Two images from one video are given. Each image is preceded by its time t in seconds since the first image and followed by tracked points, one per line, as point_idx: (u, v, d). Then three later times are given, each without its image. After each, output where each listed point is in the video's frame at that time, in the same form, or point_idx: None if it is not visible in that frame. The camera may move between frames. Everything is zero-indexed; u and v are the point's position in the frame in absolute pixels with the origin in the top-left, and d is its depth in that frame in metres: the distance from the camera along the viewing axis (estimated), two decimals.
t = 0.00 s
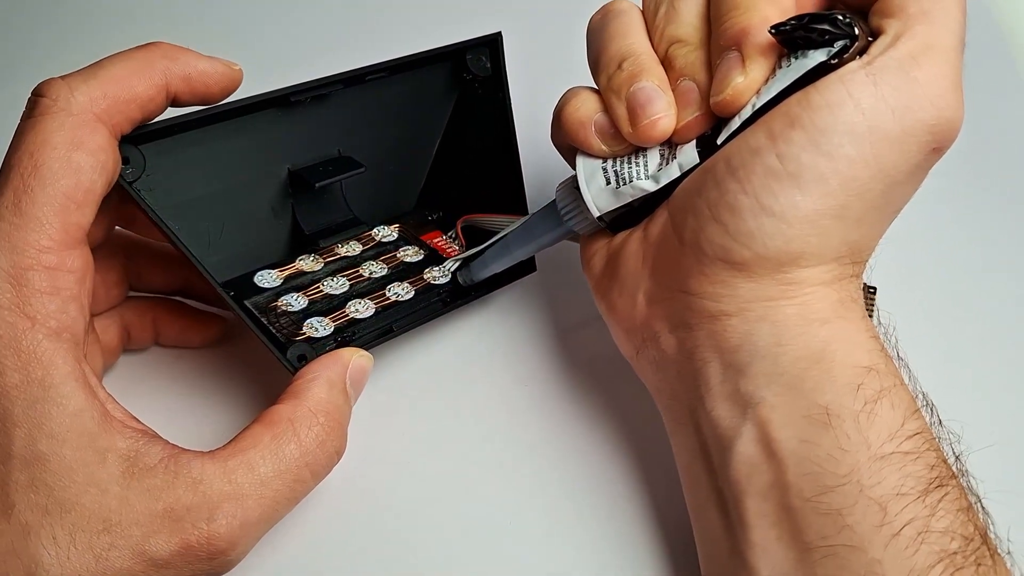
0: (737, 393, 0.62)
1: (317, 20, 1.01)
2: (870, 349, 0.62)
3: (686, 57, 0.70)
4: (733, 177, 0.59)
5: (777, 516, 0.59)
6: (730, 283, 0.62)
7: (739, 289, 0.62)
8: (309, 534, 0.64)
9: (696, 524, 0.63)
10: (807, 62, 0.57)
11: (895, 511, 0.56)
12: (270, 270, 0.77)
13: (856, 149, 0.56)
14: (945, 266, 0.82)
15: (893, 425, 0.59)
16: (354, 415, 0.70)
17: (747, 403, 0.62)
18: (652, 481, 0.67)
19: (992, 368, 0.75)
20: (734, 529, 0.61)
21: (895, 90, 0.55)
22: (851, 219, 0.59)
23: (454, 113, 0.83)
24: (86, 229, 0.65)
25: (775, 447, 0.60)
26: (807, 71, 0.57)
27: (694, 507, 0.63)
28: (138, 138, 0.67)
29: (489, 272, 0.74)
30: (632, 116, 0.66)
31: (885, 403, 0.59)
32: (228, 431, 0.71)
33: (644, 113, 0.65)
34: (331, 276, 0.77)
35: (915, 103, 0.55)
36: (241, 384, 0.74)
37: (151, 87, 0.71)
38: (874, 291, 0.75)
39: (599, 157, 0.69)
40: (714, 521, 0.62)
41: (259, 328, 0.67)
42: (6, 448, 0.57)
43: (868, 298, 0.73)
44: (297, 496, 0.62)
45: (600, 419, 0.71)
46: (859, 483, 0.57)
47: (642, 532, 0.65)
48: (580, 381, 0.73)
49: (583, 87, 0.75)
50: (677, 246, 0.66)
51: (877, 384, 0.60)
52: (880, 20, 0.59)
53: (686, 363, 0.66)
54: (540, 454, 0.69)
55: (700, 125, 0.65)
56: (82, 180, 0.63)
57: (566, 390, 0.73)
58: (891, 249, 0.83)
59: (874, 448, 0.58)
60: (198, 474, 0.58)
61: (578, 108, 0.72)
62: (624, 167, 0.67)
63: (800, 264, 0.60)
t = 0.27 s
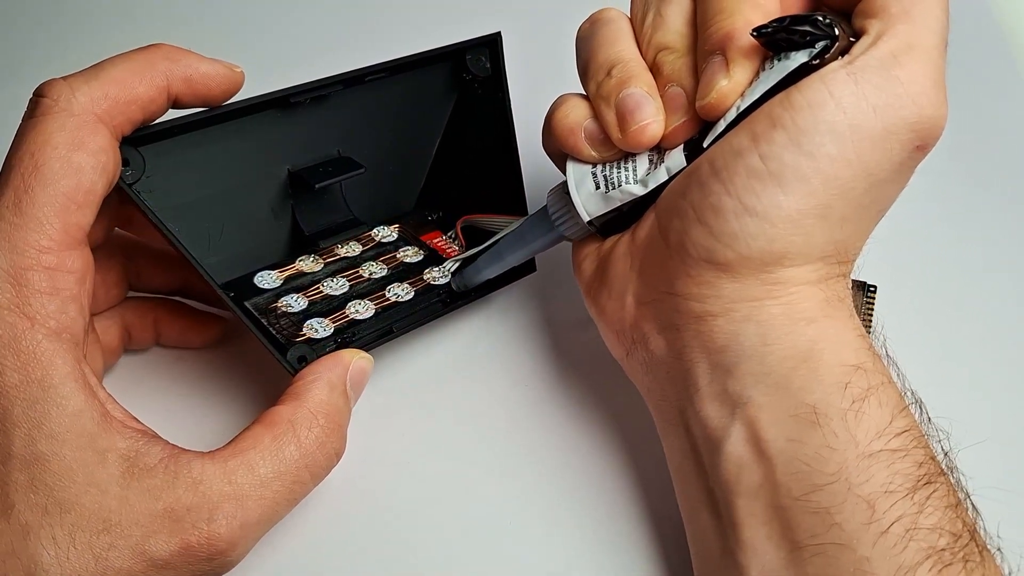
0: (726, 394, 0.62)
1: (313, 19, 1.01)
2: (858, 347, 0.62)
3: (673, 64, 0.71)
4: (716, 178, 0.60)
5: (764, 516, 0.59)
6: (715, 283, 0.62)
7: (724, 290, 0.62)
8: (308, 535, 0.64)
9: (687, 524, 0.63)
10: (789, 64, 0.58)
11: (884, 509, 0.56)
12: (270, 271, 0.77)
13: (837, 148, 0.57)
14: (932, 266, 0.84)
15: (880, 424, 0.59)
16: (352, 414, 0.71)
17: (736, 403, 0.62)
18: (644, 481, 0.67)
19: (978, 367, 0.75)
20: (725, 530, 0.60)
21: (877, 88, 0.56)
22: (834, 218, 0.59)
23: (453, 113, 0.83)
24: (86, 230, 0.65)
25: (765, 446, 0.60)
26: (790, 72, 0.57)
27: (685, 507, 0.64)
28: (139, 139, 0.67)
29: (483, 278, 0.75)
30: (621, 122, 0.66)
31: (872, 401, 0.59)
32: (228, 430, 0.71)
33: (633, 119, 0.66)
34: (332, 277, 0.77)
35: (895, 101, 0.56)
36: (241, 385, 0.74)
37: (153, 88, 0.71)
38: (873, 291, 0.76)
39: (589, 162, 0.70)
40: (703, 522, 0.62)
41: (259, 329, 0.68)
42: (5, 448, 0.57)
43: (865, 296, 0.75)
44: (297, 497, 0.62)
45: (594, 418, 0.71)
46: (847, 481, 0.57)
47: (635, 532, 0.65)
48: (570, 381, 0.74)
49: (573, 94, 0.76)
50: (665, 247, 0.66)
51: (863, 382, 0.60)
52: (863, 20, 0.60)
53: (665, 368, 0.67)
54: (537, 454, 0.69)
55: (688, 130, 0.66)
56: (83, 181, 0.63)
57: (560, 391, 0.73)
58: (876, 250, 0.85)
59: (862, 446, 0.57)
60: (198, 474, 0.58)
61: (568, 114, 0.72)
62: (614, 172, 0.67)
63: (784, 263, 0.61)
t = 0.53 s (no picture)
0: (724, 394, 0.62)
1: (313, 18, 1.01)
2: (856, 346, 0.62)
3: (672, 67, 0.70)
4: (713, 177, 0.60)
5: (762, 515, 0.59)
6: (712, 283, 0.62)
7: (721, 289, 0.62)
8: (308, 536, 0.64)
9: (686, 523, 0.63)
10: (786, 64, 0.58)
11: (883, 507, 0.55)
12: (270, 271, 0.78)
13: (835, 147, 0.57)
14: (930, 265, 0.84)
15: (879, 423, 0.58)
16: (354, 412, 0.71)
17: (734, 402, 0.61)
18: (643, 480, 0.68)
19: (977, 367, 0.75)
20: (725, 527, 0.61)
21: (874, 87, 0.56)
22: (831, 216, 0.59)
23: (453, 113, 0.83)
24: (87, 229, 0.65)
25: (763, 445, 0.59)
26: (788, 71, 0.58)
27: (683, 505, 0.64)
28: (139, 141, 0.68)
29: (480, 279, 0.75)
30: (621, 125, 0.66)
31: (871, 400, 0.59)
32: (228, 429, 0.71)
33: (633, 121, 0.66)
34: (332, 277, 0.77)
35: (893, 101, 0.56)
36: (242, 385, 0.74)
37: (154, 88, 0.71)
38: (875, 290, 0.77)
39: (588, 164, 0.70)
40: (702, 521, 0.62)
41: (260, 329, 0.68)
42: (6, 448, 0.57)
43: (866, 296, 0.76)
44: (297, 496, 0.62)
45: (594, 417, 0.71)
46: (846, 480, 0.56)
47: (634, 531, 0.65)
48: (568, 381, 0.74)
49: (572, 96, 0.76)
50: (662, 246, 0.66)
51: (862, 381, 0.60)
52: (860, 20, 0.60)
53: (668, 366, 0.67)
54: (537, 453, 0.69)
55: (687, 132, 0.66)
56: (84, 180, 0.63)
57: (559, 390, 0.73)
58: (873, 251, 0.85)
59: (861, 445, 0.57)
60: (198, 474, 0.58)
61: (567, 117, 0.72)
62: (612, 173, 0.68)
63: (780, 263, 0.61)
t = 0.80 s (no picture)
0: (722, 394, 0.62)
1: (313, 18, 1.01)
2: (854, 347, 0.62)
3: (672, 68, 0.71)
4: (712, 177, 0.60)
5: (761, 515, 0.59)
6: (712, 284, 0.62)
7: (719, 290, 0.62)
8: (306, 537, 0.64)
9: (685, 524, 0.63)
10: (785, 64, 0.58)
11: (881, 506, 0.56)
12: (270, 271, 0.78)
13: (833, 147, 0.57)
14: (928, 265, 0.84)
15: (876, 423, 0.59)
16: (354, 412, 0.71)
17: (732, 401, 0.62)
18: (641, 480, 0.68)
19: (973, 366, 0.75)
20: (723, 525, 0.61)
21: (872, 88, 0.56)
22: (830, 216, 0.59)
23: (453, 113, 0.83)
24: (87, 230, 0.65)
25: (761, 443, 0.60)
26: (786, 72, 0.58)
27: (681, 505, 0.64)
28: (138, 141, 0.68)
29: (480, 280, 0.75)
30: (621, 127, 0.67)
31: (869, 400, 0.59)
32: (228, 429, 0.71)
33: (634, 123, 0.66)
34: (332, 277, 0.77)
35: (891, 102, 0.56)
36: (242, 385, 0.74)
37: (155, 88, 0.71)
38: (875, 288, 0.78)
39: (588, 165, 0.70)
40: (700, 520, 0.62)
41: (260, 329, 0.68)
42: (6, 448, 0.57)
43: (866, 294, 0.77)
44: (297, 496, 0.62)
45: (593, 417, 0.71)
46: (843, 479, 0.57)
47: (634, 531, 0.65)
48: (567, 381, 0.74)
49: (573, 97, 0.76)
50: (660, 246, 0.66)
51: (860, 381, 0.60)
52: (858, 22, 0.60)
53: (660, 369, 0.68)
54: (537, 454, 0.69)
55: (687, 132, 0.67)
56: (84, 180, 0.63)
57: (558, 391, 0.73)
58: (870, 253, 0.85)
59: (858, 444, 0.57)
60: (199, 474, 0.59)
61: (568, 118, 0.73)
62: (612, 174, 0.68)
63: (779, 263, 0.61)
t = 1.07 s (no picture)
0: (706, 406, 0.63)
1: (315, 18, 1.01)
2: (839, 353, 0.62)
3: (652, 69, 0.71)
4: (689, 191, 0.60)
5: (758, 519, 0.59)
6: (694, 296, 0.63)
7: (701, 302, 0.63)
8: (306, 539, 0.64)
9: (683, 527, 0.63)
10: (755, 67, 0.57)
11: (865, 517, 0.56)
12: (271, 271, 0.77)
13: (806, 155, 0.57)
14: (913, 268, 0.84)
15: (861, 430, 0.59)
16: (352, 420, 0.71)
17: (715, 415, 0.62)
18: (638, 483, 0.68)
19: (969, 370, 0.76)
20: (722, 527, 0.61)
21: (846, 90, 0.55)
22: (807, 225, 0.59)
23: (454, 114, 0.83)
24: (88, 231, 0.65)
25: (744, 456, 0.60)
26: (757, 74, 0.57)
27: (678, 508, 0.64)
28: (139, 142, 0.68)
29: (480, 284, 0.74)
30: (600, 131, 0.67)
31: (854, 408, 0.60)
32: (228, 430, 0.71)
33: (611, 126, 0.66)
34: (332, 278, 0.77)
35: (868, 103, 0.56)
36: (243, 385, 0.74)
37: (159, 92, 0.71)
38: (874, 290, 0.79)
39: (573, 170, 0.70)
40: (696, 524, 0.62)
41: (262, 330, 0.68)
42: (6, 449, 0.57)
43: (865, 296, 0.78)
44: (297, 497, 0.62)
45: (592, 419, 0.72)
46: (828, 489, 0.57)
47: (632, 533, 0.65)
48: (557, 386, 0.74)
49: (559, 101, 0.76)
50: (644, 257, 0.67)
51: (844, 388, 0.60)
52: (836, 15, 0.59)
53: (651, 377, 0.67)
54: (533, 456, 0.69)
55: (663, 138, 0.66)
56: (87, 182, 0.64)
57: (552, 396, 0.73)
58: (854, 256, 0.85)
59: (844, 453, 0.58)
60: (198, 475, 0.59)
61: (552, 122, 0.73)
62: (596, 180, 0.68)
63: (760, 272, 0.61)
